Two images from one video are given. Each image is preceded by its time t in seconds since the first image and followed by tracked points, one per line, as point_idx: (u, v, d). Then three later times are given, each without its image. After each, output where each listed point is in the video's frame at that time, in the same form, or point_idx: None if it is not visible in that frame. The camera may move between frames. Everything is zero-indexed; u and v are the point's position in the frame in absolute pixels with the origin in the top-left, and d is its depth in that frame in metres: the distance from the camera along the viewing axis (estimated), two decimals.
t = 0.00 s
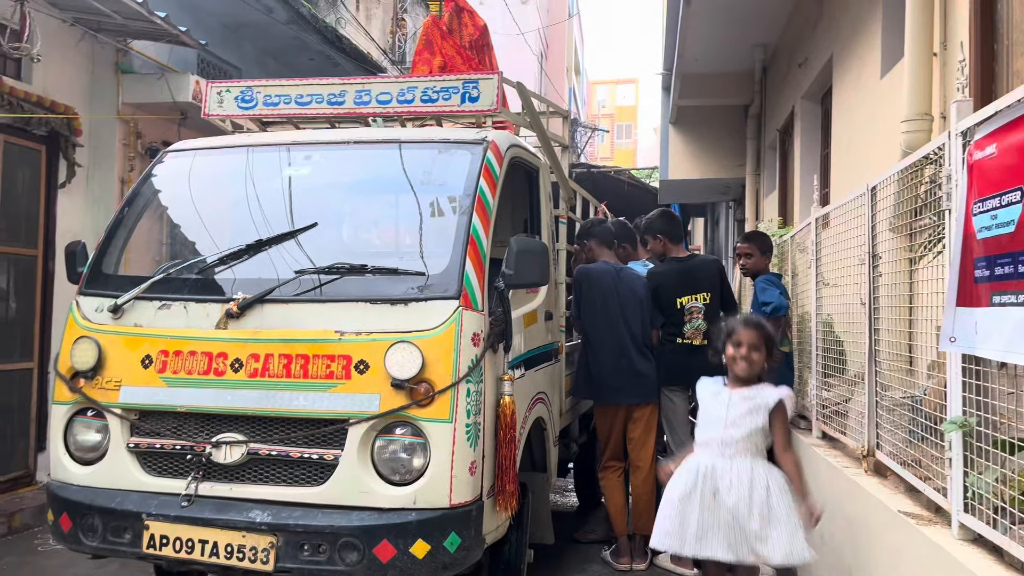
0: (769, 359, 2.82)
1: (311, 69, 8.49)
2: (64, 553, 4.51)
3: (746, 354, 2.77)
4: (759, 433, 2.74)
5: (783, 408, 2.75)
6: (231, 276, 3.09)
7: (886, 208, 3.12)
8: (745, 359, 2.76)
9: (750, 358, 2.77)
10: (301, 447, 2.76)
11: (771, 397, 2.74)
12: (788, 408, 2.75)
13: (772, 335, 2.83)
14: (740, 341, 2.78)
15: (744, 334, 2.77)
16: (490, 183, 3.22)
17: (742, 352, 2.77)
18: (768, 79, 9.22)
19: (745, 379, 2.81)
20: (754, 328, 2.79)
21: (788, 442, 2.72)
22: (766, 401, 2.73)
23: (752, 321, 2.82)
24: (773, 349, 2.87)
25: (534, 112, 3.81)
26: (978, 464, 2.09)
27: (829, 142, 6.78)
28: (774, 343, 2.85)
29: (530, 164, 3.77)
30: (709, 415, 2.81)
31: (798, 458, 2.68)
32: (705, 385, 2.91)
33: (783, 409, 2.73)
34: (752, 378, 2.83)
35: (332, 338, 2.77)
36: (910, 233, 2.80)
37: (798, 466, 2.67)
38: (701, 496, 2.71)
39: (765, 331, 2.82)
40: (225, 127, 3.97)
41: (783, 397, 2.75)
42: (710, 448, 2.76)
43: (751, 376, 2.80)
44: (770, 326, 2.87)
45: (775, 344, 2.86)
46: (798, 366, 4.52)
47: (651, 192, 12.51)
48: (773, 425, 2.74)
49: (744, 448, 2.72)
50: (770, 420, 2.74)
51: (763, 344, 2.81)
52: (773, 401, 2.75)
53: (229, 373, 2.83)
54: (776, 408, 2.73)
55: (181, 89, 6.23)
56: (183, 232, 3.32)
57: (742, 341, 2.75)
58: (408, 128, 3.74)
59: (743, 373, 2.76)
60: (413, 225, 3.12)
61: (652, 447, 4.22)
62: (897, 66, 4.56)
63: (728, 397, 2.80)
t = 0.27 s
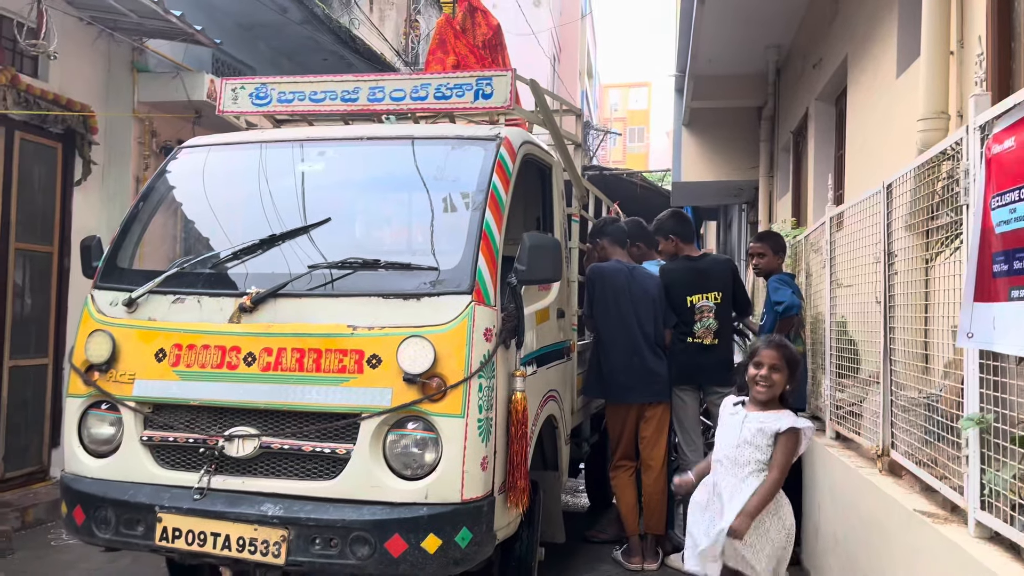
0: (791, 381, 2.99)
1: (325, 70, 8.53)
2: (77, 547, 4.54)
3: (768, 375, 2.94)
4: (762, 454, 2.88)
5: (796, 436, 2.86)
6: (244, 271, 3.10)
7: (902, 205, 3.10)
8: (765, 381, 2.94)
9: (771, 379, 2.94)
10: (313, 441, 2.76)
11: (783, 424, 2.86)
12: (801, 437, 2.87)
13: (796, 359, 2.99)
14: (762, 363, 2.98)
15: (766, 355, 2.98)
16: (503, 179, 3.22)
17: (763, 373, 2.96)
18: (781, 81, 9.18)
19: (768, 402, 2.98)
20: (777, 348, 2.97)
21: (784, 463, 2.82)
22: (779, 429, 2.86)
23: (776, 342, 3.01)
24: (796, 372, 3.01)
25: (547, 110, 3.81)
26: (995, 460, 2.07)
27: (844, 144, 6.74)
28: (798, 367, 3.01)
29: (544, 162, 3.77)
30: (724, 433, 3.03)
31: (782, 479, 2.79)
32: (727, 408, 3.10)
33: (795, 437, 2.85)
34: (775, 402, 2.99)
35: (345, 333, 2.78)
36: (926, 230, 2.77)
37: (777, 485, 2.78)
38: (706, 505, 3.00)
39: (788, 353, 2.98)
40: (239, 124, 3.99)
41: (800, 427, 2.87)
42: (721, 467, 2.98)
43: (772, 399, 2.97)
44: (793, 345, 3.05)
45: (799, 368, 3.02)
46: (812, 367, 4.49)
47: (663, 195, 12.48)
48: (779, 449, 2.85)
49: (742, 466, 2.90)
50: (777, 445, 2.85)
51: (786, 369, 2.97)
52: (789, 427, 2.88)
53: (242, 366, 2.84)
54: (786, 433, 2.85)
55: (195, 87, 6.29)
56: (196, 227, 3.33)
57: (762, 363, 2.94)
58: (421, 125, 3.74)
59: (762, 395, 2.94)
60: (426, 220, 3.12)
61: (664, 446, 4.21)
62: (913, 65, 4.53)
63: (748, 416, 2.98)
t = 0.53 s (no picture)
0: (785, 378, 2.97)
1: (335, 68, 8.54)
2: (85, 539, 4.56)
3: (762, 370, 2.93)
4: (760, 461, 2.85)
5: (788, 433, 2.82)
6: (252, 263, 3.10)
7: (914, 202, 3.08)
8: (759, 375, 2.93)
9: (764, 374, 2.93)
10: (321, 433, 2.76)
11: (775, 426, 2.83)
12: (792, 435, 2.81)
13: (790, 357, 2.99)
14: (756, 358, 2.97)
15: (761, 350, 2.97)
16: (512, 173, 3.23)
17: (757, 368, 2.94)
18: (793, 80, 9.14)
19: (761, 399, 2.95)
20: (772, 345, 2.97)
21: (786, 468, 2.78)
22: (770, 431, 2.82)
23: (770, 339, 3.00)
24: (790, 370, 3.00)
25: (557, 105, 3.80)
26: (1009, 456, 2.05)
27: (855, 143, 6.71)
28: (792, 367, 3.01)
29: (553, 157, 3.77)
30: (721, 441, 3.01)
31: (792, 487, 2.75)
32: (722, 411, 3.08)
33: (785, 436, 2.81)
34: (768, 400, 2.96)
35: (354, 325, 2.78)
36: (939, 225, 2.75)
37: (790, 494, 2.73)
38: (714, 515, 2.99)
39: (783, 350, 2.98)
40: (249, 118, 4.00)
41: (790, 423, 2.82)
42: (723, 474, 2.97)
43: (766, 396, 2.94)
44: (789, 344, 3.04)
45: (793, 368, 3.01)
46: (821, 365, 4.47)
47: (673, 195, 12.44)
48: (777, 454, 2.81)
49: (746, 474, 2.87)
50: (774, 448, 2.82)
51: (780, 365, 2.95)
52: (781, 425, 2.83)
53: (251, 358, 2.85)
54: (777, 431, 2.82)
55: (207, 83, 6.29)
56: (206, 220, 3.34)
57: (757, 357, 2.94)
58: (430, 119, 3.74)
59: (753, 390, 2.92)
60: (435, 214, 3.11)
61: (672, 444, 4.18)
62: (926, 63, 4.50)
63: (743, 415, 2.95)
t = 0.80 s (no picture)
0: (780, 378, 2.95)
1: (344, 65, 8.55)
2: (93, 533, 4.58)
3: (756, 373, 2.91)
4: (767, 462, 2.84)
5: (797, 434, 2.82)
6: (261, 258, 3.10)
7: (926, 201, 3.05)
8: (755, 378, 2.91)
9: (760, 376, 2.91)
10: (330, 428, 2.76)
11: (782, 427, 2.82)
12: (800, 436, 2.81)
13: (784, 355, 2.97)
14: (749, 360, 2.95)
15: (753, 352, 2.95)
16: (522, 168, 3.23)
17: (751, 371, 2.93)
18: (803, 80, 9.10)
19: (759, 400, 2.94)
20: (765, 346, 2.94)
21: (794, 470, 2.80)
22: (778, 433, 2.81)
23: (761, 339, 2.98)
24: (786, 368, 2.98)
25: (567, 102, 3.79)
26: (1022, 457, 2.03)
27: (866, 142, 6.67)
28: (787, 365, 2.99)
29: (563, 154, 3.76)
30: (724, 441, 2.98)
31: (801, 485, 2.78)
32: (723, 412, 3.04)
33: (794, 437, 2.81)
34: (767, 402, 2.95)
35: (363, 319, 2.78)
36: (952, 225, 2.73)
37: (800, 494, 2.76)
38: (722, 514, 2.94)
39: (776, 349, 2.96)
40: (259, 113, 4.01)
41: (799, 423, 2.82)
42: (726, 474, 2.94)
43: (764, 398, 2.93)
44: (782, 342, 3.03)
45: (788, 366, 3.00)
46: (830, 365, 4.45)
47: (681, 194, 12.40)
48: (784, 454, 2.82)
49: (753, 475, 2.85)
50: (780, 450, 2.82)
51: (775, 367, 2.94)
52: (788, 426, 2.82)
53: (259, 352, 2.85)
54: (786, 432, 2.81)
55: (216, 78, 6.28)
56: (216, 213, 3.34)
57: (750, 359, 2.92)
58: (440, 115, 3.74)
59: (752, 393, 2.90)
60: (443, 209, 3.11)
61: (680, 441, 4.18)
62: (938, 61, 4.47)
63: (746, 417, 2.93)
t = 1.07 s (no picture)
0: (796, 377, 2.93)
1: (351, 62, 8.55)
2: (100, 527, 4.59)
3: (773, 372, 2.90)
4: (789, 460, 2.85)
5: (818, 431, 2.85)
6: (268, 254, 3.10)
7: (937, 201, 3.03)
8: (771, 378, 2.89)
9: (776, 376, 2.89)
10: (336, 424, 2.75)
11: (805, 426, 2.84)
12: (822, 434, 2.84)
13: (801, 352, 2.95)
14: (765, 360, 2.93)
15: (769, 351, 2.93)
16: (530, 165, 3.22)
17: (768, 370, 2.91)
18: (811, 79, 9.06)
19: (777, 399, 2.94)
20: (781, 345, 2.92)
21: (813, 468, 2.81)
22: (801, 432, 2.83)
23: (778, 339, 2.95)
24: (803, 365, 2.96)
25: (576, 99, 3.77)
26: None
27: (875, 142, 6.63)
28: (803, 361, 2.97)
29: (572, 151, 3.74)
30: (742, 439, 2.96)
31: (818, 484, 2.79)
32: (739, 410, 3.02)
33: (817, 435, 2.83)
34: (785, 399, 2.95)
35: (371, 316, 2.77)
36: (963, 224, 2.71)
37: (816, 493, 2.78)
38: (743, 513, 2.90)
39: (793, 348, 2.94)
40: (267, 108, 4.00)
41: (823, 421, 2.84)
42: (745, 472, 2.92)
43: (781, 396, 2.93)
44: (797, 339, 3.00)
45: (804, 362, 2.98)
46: (838, 365, 4.43)
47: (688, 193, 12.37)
48: (805, 452, 2.84)
49: (774, 474, 2.85)
50: (801, 449, 2.84)
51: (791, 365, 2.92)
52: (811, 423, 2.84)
53: (267, 348, 2.85)
54: (809, 430, 2.83)
55: (224, 73, 6.29)
56: (224, 209, 3.34)
57: (767, 359, 2.90)
58: (448, 112, 3.73)
59: (769, 393, 2.89)
60: (451, 206, 3.10)
61: (687, 441, 4.16)
62: (949, 60, 4.44)
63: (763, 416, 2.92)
